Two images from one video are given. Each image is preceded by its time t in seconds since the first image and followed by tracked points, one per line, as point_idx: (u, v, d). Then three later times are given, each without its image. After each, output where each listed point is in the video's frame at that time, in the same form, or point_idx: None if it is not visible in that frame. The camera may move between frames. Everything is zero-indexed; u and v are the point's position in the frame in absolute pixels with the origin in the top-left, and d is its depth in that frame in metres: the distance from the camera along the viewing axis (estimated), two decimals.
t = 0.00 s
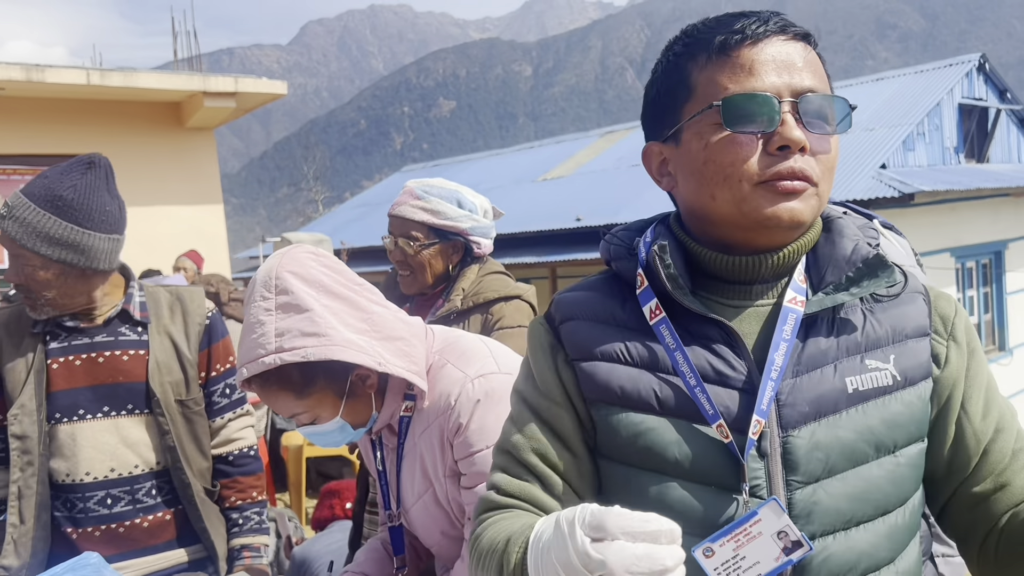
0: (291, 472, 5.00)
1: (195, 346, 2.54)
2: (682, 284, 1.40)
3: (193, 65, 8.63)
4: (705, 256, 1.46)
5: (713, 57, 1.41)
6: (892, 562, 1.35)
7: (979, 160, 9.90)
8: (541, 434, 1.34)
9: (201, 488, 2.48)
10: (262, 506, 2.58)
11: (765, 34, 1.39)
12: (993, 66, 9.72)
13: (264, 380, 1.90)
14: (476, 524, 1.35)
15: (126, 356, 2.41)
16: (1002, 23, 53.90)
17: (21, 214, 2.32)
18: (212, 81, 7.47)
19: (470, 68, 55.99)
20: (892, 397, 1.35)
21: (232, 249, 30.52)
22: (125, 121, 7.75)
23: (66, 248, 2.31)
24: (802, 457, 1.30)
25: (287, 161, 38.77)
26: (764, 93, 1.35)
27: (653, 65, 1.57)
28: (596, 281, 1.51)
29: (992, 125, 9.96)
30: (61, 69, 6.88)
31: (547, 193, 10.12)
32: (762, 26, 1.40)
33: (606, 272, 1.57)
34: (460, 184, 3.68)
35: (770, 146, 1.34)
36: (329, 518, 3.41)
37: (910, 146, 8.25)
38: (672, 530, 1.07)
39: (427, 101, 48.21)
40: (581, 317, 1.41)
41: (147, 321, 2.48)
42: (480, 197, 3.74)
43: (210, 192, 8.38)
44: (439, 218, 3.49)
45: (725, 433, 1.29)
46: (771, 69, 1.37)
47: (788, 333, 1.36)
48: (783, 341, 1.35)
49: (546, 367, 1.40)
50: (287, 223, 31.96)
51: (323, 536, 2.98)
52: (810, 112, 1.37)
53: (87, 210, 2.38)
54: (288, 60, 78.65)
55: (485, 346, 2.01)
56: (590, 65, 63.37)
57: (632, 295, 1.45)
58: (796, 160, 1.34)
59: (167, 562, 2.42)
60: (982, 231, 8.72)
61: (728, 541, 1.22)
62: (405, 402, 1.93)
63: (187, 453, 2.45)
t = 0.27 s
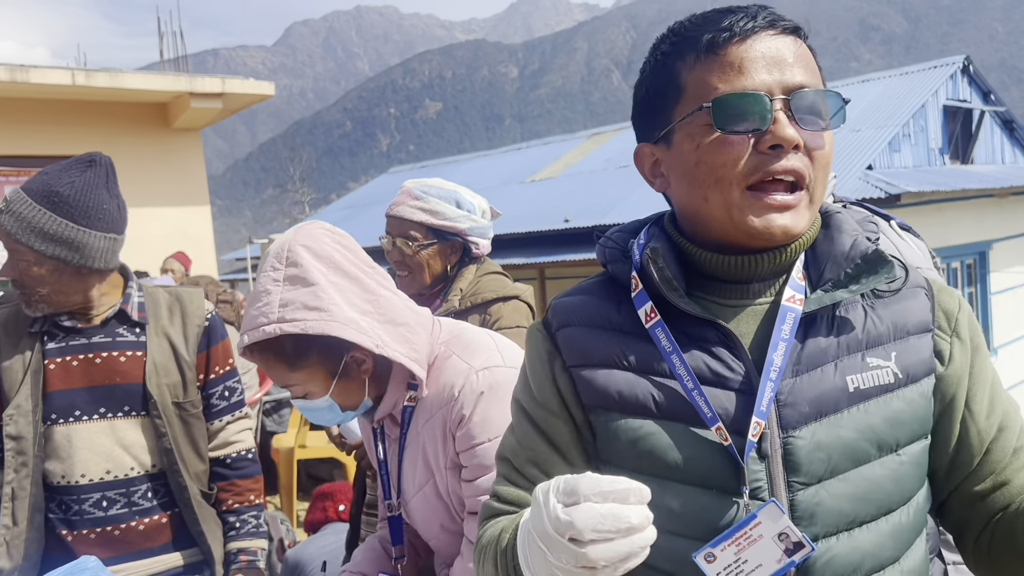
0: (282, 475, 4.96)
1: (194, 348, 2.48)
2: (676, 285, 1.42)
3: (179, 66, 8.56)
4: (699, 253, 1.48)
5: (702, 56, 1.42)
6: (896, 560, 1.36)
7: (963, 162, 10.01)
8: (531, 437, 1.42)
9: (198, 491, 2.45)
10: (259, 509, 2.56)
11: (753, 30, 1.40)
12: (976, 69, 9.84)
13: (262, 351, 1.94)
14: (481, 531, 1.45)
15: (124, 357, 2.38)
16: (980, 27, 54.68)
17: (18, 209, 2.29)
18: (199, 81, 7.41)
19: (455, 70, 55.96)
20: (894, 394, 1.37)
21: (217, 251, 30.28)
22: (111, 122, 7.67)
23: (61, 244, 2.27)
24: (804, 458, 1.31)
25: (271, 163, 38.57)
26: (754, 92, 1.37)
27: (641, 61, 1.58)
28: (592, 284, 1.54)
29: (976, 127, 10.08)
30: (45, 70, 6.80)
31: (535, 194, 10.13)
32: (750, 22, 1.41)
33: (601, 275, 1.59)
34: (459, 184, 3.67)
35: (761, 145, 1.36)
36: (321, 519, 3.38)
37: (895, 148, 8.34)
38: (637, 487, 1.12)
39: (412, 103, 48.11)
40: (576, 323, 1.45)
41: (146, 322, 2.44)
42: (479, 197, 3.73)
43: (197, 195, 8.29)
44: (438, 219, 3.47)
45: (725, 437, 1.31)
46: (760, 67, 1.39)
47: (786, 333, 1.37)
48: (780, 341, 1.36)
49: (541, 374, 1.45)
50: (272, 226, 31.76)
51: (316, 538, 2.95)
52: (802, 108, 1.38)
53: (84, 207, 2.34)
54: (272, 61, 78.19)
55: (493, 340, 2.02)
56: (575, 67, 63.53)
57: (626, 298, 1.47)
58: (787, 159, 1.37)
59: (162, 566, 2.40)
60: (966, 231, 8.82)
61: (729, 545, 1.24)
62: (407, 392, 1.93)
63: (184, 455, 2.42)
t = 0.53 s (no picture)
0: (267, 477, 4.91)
1: (181, 349, 2.46)
2: (653, 288, 1.45)
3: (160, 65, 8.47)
4: (673, 254, 1.50)
5: (658, 65, 1.45)
6: (879, 566, 1.34)
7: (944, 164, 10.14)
8: (521, 439, 1.47)
9: (186, 492, 2.42)
10: (247, 510, 2.54)
11: (708, 36, 1.40)
12: (956, 72, 9.99)
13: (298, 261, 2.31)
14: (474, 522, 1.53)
15: (109, 358, 2.35)
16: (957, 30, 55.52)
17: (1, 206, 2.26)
18: (182, 81, 7.35)
19: (438, 72, 55.88)
20: (875, 395, 1.36)
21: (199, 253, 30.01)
22: (91, 121, 7.57)
23: (43, 242, 2.24)
24: (780, 461, 1.31)
25: (253, 164, 38.29)
26: (707, 101, 1.38)
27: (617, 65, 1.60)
28: (581, 285, 1.57)
29: (956, 129, 10.22)
30: (24, 68, 6.70)
31: (520, 196, 10.13)
32: (707, 25, 1.42)
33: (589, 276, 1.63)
34: (447, 184, 3.61)
35: (714, 155, 1.37)
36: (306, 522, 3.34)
37: (877, 150, 8.45)
38: (643, 499, 1.14)
39: (395, 104, 47.94)
40: (561, 326, 1.49)
41: (132, 322, 2.41)
42: (467, 197, 3.69)
43: (178, 196, 8.22)
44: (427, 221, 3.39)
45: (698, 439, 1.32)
46: (715, 75, 1.40)
47: (763, 335, 1.38)
48: (756, 344, 1.37)
49: (529, 376, 1.51)
50: (255, 227, 31.51)
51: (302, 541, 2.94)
52: (756, 113, 1.39)
53: (68, 204, 2.29)
54: (253, 61, 77.65)
55: (503, 330, 2.05)
56: (558, 68, 63.69)
57: (606, 300, 1.51)
58: (743, 166, 1.37)
59: (149, 568, 2.37)
60: (947, 232, 8.94)
61: (702, 548, 1.25)
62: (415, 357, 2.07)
63: (171, 456, 2.39)
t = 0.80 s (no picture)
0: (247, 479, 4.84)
1: (159, 351, 2.44)
2: (619, 292, 1.47)
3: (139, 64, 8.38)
4: (638, 258, 1.51)
5: (618, 70, 1.46)
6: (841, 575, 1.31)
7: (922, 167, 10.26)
8: (502, 440, 1.53)
9: (163, 496, 2.40)
10: (225, 514, 2.52)
11: (663, 39, 1.40)
12: (934, 76, 10.11)
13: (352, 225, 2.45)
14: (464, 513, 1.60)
15: (86, 360, 2.31)
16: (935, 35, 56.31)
17: None
18: (161, 81, 7.30)
19: (421, 72, 55.87)
20: (838, 401, 1.31)
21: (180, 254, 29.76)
22: (68, 121, 7.48)
23: (20, 242, 2.20)
24: (738, 466, 1.31)
25: (234, 164, 38.07)
26: (660, 105, 1.39)
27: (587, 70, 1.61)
28: (561, 287, 1.63)
29: (934, 132, 10.34)
30: None
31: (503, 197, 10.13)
32: (662, 30, 1.41)
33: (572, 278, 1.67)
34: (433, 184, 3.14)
35: (669, 158, 1.38)
36: (286, 525, 3.32)
37: (857, 152, 8.52)
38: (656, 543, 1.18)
39: (379, 105, 47.84)
40: (536, 327, 1.55)
41: (109, 324, 2.38)
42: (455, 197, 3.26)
43: (158, 197, 8.16)
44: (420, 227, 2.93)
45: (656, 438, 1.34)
46: (670, 78, 1.39)
47: (723, 339, 1.37)
48: (716, 347, 1.36)
49: (507, 378, 1.57)
50: (236, 228, 31.35)
51: (282, 544, 2.94)
52: (710, 116, 1.38)
53: (44, 204, 2.26)
54: (236, 61, 77.11)
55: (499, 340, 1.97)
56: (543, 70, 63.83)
57: (578, 301, 1.56)
58: (698, 169, 1.36)
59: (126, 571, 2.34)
60: (925, 234, 9.04)
61: (653, 548, 1.28)
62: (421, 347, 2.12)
63: (148, 460, 2.36)
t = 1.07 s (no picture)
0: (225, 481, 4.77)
1: (133, 353, 2.42)
2: (595, 299, 1.45)
3: (118, 63, 8.30)
4: (614, 266, 1.51)
5: (611, 73, 1.42)
6: None
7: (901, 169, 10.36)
8: (483, 441, 1.55)
9: (137, 499, 2.38)
10: (200, 516, 2.50)
11: (659, 47, 1.35)
12: (913, 79, 10.21)
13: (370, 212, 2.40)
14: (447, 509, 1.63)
15: (59, 362, 2.29)
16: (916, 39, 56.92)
17: None
18: (140, 80, 7.27)
19: (406, 73, 55.88)
20: (808, 420, 1.28)
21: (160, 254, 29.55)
22: (46, 120, 7.39)
23: None
24: (704, 483, 1.29)
25: (216, 164, 37.92)
26: (651, 118, 1.35)
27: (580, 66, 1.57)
28: (543, 285, 1.62)
29: (912, 135, 10.45)
30: None
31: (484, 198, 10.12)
32: (660, 38, 1.36)
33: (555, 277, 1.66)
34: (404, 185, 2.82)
35: (657, 174, 1.35)
36: (265, 528, 3.30)
37: (836, 155, 8.60)
38: None
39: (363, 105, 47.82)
40: (515, 328, 1.55)
41: (83, 326, 2.36)
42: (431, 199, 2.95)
43: (137, 196, 8.11)
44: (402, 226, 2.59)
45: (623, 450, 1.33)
46: (663, 89, 1.35)
47: (694, 352, 1.35)
48: (687, 361, 1.34)
49: (489, 382, 1.57)
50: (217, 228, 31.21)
51: (260, 547, 2.95)
52: (702, 134, 1.34)
53: (18, 205, 2.23)
54: (220, 60, 76.63)
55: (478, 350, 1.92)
56: (529, 71, 63.94)
57: (558, 302, 1.55)
58: (687, 189, 1.34)
59: None
60: (903, 237, 9.13)
61: (616, 558, 1.27)
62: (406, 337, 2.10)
63: (123, 463, 2.34)
